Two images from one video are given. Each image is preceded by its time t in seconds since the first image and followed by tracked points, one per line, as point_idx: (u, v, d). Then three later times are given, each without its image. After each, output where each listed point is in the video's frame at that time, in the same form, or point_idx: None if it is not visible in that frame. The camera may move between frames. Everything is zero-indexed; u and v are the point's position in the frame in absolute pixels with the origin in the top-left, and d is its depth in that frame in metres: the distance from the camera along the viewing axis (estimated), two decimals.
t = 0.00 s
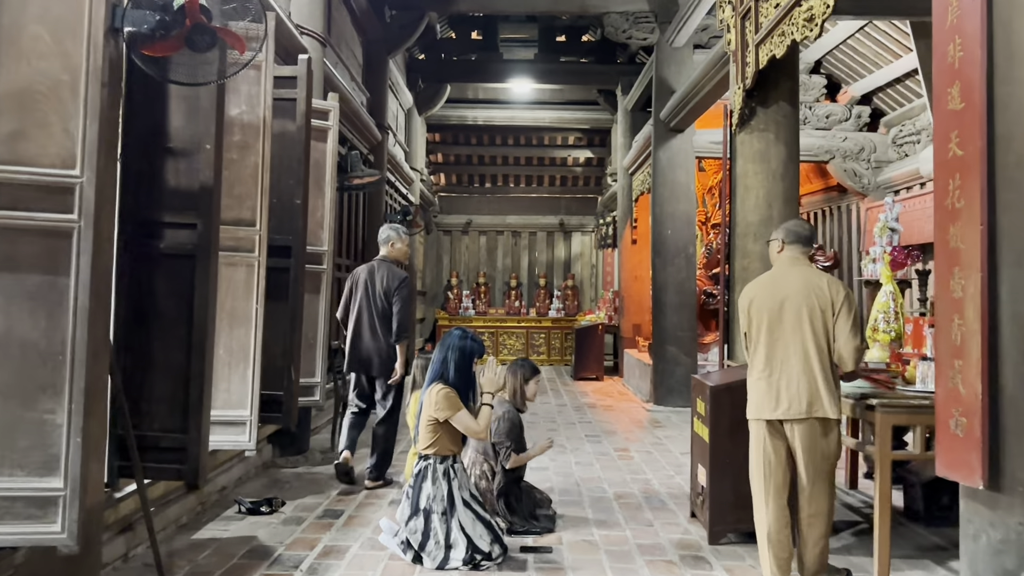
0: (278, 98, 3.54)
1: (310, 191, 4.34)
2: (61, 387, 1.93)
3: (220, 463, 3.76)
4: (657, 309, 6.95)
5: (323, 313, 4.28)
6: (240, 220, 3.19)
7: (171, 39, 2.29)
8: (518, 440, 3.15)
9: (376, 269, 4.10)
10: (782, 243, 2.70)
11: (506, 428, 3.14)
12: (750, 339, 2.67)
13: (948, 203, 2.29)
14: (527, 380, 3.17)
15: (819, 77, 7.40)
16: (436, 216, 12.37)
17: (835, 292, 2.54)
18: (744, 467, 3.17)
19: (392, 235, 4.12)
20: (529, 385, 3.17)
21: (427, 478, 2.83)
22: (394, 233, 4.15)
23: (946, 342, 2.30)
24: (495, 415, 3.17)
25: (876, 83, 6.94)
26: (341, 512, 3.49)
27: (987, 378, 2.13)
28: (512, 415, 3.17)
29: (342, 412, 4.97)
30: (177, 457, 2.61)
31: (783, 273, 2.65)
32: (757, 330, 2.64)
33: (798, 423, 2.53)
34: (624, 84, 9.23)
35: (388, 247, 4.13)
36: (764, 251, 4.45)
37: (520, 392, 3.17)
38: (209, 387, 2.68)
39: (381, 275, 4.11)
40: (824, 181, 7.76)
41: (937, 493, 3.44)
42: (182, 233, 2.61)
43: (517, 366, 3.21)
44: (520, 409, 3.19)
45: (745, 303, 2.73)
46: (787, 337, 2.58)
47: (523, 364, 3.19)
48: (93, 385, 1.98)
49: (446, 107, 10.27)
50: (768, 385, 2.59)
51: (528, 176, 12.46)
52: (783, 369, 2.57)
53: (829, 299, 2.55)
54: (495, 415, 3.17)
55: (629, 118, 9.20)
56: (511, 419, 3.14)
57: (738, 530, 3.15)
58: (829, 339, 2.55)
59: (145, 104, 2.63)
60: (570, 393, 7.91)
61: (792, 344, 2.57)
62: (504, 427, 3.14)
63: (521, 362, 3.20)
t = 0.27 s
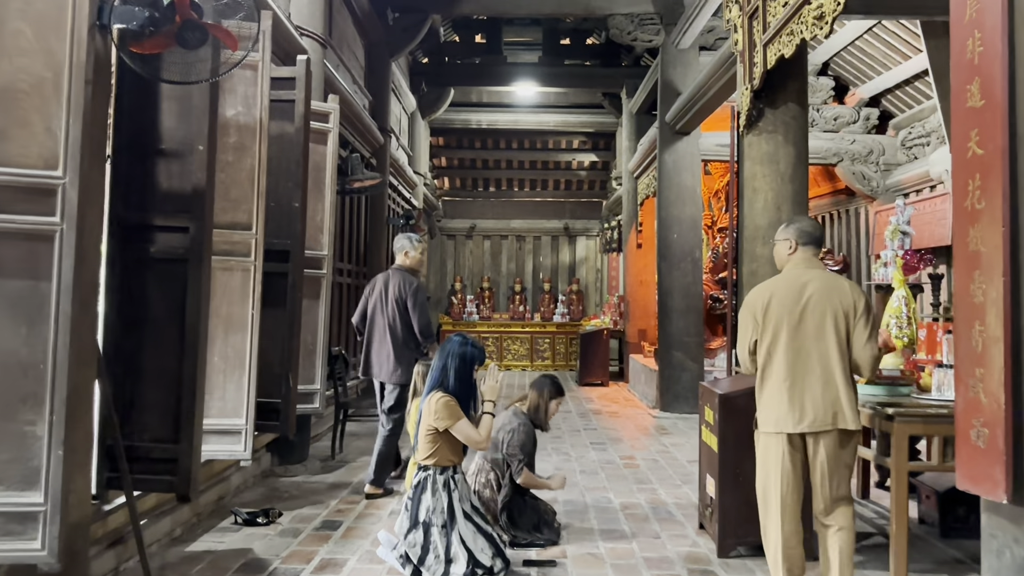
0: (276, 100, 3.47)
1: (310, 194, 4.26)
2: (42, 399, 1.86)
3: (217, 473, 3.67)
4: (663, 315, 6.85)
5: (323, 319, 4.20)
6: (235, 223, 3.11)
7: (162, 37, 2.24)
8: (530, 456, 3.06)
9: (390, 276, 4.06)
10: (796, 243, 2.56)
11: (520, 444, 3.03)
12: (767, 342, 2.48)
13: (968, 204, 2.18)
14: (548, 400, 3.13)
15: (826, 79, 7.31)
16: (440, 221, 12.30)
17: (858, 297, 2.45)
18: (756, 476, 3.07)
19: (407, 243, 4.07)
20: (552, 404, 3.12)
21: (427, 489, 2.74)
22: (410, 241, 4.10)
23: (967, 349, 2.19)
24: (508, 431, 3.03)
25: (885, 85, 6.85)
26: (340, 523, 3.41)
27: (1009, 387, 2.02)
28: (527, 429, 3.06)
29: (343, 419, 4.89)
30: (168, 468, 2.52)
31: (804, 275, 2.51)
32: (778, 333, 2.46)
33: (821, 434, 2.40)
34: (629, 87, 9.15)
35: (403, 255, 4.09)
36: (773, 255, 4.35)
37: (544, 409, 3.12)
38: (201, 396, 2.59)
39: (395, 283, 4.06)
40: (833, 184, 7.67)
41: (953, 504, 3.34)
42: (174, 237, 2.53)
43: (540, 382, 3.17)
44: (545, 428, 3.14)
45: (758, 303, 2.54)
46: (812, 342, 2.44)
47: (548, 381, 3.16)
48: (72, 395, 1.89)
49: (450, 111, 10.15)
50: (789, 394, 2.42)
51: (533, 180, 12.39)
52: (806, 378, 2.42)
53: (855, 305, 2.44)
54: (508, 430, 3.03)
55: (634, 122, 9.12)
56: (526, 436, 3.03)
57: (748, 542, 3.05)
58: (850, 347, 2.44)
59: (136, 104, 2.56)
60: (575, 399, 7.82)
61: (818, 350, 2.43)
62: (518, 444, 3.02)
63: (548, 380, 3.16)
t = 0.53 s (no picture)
0: (270, 99, 3.38)
1: (306, 195, 4.17)
2: (13, 408, 1.85)
3: (211, 481, 3.58)
4: (668, 318, 6.74)
5: (319, 323, 4.12)
6: (227, 225, 3.02)
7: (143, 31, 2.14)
8: (544, 472, 2.91)
9: (403, 279, 4.16)
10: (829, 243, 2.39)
11: (534, 462, 2.87)
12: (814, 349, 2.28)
13: (988, 203, 2.08)
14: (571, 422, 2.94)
15: (833, 79, 7.21)
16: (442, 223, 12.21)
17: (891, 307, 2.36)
18: (766, 484, 2.96)
19: (422, 246, 4.12)
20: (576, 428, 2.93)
21: (422, 500, 2.65)
22: (424, 243, 4.14)
23: (986, 354, 2.08)
24: (522, 443, 2.90)
25: (892, 85, 6.75)
26: (335, 534, 3.31)
27: None
28: (541, 445, 2.92)
29: (340, 425, 4.79)
30: (155, 478, 2.42)
31: (843, 277, 2.35)
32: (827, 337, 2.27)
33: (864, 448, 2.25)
34: (632, 89, 9.05)
35: (416, 256, 4.16)
36: (780, 258, 4.25)
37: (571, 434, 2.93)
38: (189, 403, 2.50)
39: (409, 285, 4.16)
40: (839, 186, 7.57)
41: (967, 514, 3.23)
42: (160, 239, 2.44)
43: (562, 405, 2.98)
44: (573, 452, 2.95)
45: (798, 305, 2.33)
46: (859, 349, 2.27)
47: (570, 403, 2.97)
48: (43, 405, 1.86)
49: (452, 113, 10.05)
50: (836, 406, 2.25)
51: (536, 183, 12.30)
52: (852, 390, 2.25)
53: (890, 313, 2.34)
54: (522, 442, 2.90)
55: (637, 123, 9.02)
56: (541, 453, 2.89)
57: (756, 555, 2.95)
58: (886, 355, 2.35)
59: (121, 102, 2.48)
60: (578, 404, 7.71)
61: (866, 358, 2.27)
62: (531, 460, 2.88)
63: (570, 402, 2.97)
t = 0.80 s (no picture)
0: (267, 96, 3.30)
1: (305, 194, 4.10)
2: None
3: (208, 486, 3.51)
4: (673, 319, 6.65)
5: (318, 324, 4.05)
6: (221, 225, 2.94)
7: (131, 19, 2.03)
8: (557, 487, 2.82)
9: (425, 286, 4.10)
10: (862, 238, 2.25)
11: (547, 476, 2.79)
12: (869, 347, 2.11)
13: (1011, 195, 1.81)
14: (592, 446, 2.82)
15: (841, 77, 7.12)
16: (445, 224, 12.14)
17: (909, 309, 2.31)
18: (779, 491, 2.87)
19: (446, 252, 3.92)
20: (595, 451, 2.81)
21: (422, 507, 2.56)
22: (447, 250, 3.94)
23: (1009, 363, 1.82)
24: (537, 455, 2.82)
25: (902, 82, 6.66)
26: (334, 541, 3.24)
27: None
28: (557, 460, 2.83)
29: (340, 429, 4.71)
30: (145, 486, 2.35)
31: (877, 275, 2.22)
32: (881, 336, 2.12)
33: (903, 458, 2.13)
34: (637, 88, 8.96)
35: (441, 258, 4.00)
36: (789, 257, 4.16)
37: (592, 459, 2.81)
38: (181, 408, 2.43)
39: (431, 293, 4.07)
40: (846, 185, 7.47)
41: (983, 521, 3.14)
42: (151, 238, 2.37)
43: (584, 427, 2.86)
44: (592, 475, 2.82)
45: (847, 300, 2.15)
46: (904, 351, 2.15)
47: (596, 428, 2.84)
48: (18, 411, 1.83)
49: (455, 112, 9.97)
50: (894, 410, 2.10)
51: (540, 183, 12.22)
52: (905, 393, 2.12)
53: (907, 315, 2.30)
54: (537, 454, 2.82)
55: (642, 123, 8.93)
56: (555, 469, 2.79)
57: (766, 562, 2.87)
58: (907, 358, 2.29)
59: (111, 96, 2.40)
60: (583, 406, 7.62)
61: (911, 359, 2.15)
62: (544, 473, 2.79)
63: (592, 427, 2.84)
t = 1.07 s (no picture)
0: (269, 90, 3.21)
1: (308, 192, 4.01)
2: None
3: (208, 491, 3.42)
4: (683, 320, 6.53)
5: (322, 325, 3.96)
6: (220, 223, 2.85)
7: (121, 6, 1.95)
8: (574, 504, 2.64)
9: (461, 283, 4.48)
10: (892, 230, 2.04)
11: (564, 490, 2.61)
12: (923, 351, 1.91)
13: None
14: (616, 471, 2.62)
15: (854, 73, 7.00)
16: (452, 224, 12.05)
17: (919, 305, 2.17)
18: (800, 496, 2.77)
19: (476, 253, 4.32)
20: (618, 475, 2.61)
21: (428, 515, 2.47)
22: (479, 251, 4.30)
23: None
24: (556, 467, 2.63)
25: (917, 77, 6.54)
26: (337, 548, 3.15)
27: None
28: (576, 476, 2.64)
29: (345, 432, 4.62)
30: (139, 494, 2.26)
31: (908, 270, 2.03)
32: (931, 338, 1.93)
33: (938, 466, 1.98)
34: (646, 85, 8.85)
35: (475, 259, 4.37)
36: (804, 257, 4.06)
37: (615, 482, 2.60)
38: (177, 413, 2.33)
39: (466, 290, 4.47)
40: (859, 184, 7.36)
41: (1009, 529, 3.02)
42: (145, 236, 2.28)
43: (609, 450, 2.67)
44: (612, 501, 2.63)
45: (899, 299, 1.92)
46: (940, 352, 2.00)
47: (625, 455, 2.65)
48: (2, 417, 1.75)
49: (461, 111, 9.87)
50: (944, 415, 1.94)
51: (547, 182, 12.13)
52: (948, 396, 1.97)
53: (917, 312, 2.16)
54: (556, 467, 2.63)
55: (651, 120, 8.82)
56: (574, 485, 2.61)
57: (786, 571, 2.79)
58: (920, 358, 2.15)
59: (104, 88, 2.32)
60: (591, 408, 7.52)
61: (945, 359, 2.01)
62: (561, 487, 2.61)
63: (617, 452, 2.65)
